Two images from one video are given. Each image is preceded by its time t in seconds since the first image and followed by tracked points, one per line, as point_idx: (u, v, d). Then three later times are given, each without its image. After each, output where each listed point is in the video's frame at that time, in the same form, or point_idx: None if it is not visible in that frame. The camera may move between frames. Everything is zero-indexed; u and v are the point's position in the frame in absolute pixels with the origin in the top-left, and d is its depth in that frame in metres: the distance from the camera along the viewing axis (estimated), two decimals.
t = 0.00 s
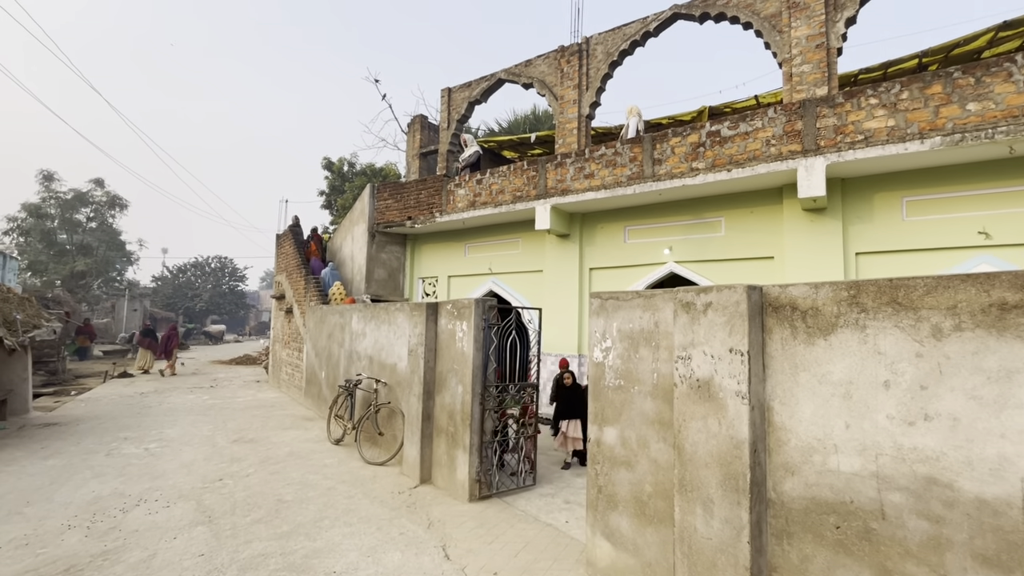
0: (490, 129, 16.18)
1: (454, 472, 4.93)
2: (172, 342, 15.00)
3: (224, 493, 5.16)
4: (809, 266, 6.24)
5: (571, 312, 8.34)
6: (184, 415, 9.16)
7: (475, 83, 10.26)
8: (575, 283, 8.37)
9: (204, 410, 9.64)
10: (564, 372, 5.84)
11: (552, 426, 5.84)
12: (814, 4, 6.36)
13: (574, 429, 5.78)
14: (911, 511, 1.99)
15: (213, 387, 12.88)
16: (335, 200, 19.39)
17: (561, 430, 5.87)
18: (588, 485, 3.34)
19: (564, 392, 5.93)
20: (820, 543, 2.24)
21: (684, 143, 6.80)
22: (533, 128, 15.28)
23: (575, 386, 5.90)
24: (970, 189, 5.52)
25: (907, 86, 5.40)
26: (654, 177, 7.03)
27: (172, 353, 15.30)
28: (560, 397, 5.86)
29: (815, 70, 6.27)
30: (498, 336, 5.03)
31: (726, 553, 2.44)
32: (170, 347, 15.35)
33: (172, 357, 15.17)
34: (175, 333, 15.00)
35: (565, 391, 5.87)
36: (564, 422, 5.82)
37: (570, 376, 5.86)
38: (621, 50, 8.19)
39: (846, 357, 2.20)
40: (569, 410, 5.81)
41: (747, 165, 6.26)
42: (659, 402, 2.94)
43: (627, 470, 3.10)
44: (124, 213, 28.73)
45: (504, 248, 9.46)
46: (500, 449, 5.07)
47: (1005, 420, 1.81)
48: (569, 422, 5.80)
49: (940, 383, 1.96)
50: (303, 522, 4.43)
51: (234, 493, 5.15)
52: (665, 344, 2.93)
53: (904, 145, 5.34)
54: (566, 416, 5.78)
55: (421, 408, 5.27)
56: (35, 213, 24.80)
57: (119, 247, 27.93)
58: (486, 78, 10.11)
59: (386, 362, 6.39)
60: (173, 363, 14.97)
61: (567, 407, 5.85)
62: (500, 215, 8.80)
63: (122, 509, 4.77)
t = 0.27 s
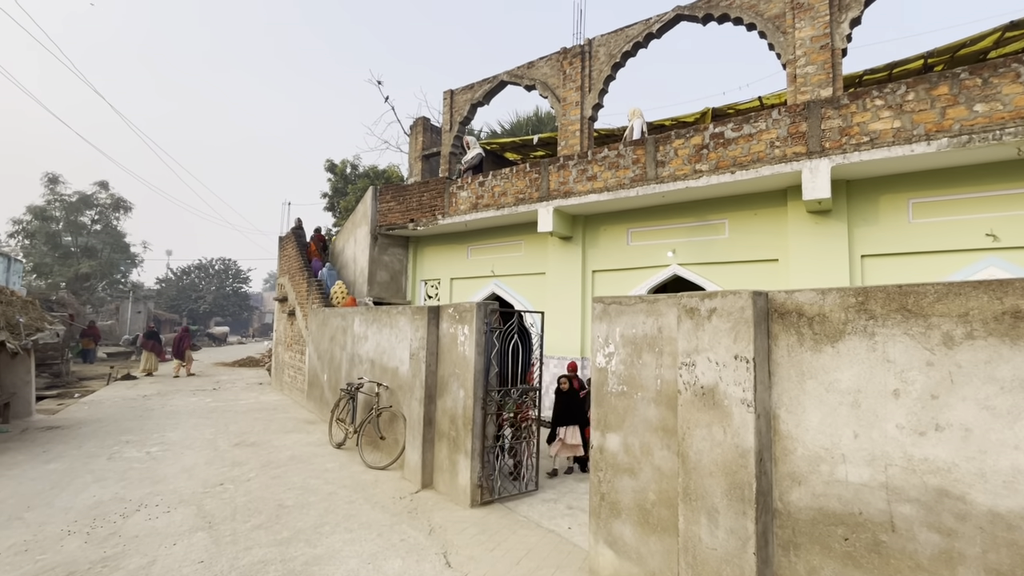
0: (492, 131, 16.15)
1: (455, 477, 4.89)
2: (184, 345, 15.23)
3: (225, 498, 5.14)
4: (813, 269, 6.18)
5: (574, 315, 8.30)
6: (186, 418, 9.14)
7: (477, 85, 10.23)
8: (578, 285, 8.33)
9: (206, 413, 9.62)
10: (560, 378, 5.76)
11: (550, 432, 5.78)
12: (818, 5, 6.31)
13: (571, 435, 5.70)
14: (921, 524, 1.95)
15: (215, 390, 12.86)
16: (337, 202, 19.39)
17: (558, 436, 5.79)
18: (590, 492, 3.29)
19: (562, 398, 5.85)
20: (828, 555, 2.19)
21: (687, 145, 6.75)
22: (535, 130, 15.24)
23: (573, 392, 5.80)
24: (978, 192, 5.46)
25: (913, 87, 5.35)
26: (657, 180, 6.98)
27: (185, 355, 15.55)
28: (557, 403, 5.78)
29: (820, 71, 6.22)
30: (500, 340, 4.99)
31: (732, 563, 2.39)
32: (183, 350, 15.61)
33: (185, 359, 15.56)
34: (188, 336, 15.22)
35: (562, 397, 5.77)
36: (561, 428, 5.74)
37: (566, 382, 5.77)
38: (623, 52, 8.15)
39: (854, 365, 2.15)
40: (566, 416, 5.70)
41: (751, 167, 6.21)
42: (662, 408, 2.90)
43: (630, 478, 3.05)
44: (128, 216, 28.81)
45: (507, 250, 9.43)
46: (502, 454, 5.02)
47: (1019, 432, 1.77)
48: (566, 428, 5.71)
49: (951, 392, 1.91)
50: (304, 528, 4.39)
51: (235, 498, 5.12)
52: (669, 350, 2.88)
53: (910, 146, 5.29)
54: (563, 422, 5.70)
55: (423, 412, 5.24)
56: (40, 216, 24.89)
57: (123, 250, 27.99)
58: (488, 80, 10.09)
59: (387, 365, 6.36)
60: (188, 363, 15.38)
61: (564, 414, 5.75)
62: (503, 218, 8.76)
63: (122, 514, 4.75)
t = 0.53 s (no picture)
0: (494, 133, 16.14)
1: (457, 481, 4.87)
2: (196, 346, 15.48)
3: (226, 502, 5.12)
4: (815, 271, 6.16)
5: (575, 317, 8.27)
6: (188, 420, 9.14)
7: (478, 87, 10.22)
8: (579, 287, 8.31)
9: (208, 415, 9.61)
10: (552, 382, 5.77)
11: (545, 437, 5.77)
12: (820, 6, 6.28)
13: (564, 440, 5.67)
14: (928, 533, 1.93)
15: (217, 392, 12.86)
16: (339, 204, 19.39)
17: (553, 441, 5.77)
18: (592, 497, 3.26)
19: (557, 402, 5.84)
20: (833, 563, 2.16)
21: (689, 146, 6.73)
22: (536, 131, 15.23)
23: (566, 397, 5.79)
24: (982, 193, 5.43)
25: (915, 88, 5.32)
26: (658, 181, 6.97)
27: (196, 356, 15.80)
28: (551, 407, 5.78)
29: (822, 72, 6.20)
30: (501, 343, 4.97)
31: (735, 571, 2.37)
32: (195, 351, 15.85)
33: (196, 360, 15.88)
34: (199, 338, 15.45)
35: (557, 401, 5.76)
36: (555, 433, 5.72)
37: (558, 386, 5.78)
38: (625, 53, 8.14)
39: (859, 371, 2.13)
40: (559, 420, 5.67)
41: (753, 169, 6.19)
42: (665, 413, 2.88)
43: (633, 483, 3.03)
44: (130, 217, 28.85)
45: (508, 252, 9.42)
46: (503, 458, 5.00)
47: None
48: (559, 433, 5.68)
49: (958, 399, 1.89)
50: (304, 532, 4.38)
51: (235, 502, 5.10)
52: (672, 355, 2.86)
53: (913, 148, 5.26)
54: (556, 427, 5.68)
55: (424, 415, 5.22)
56: (42, 218, 24.96)
57: (125, 251, 28.02)
58: (489, 82, 10.08)
59: (388, 368, 6.34)
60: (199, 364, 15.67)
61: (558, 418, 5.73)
62: (504, 220, 8.75)
63: (122, 518, 4.73)
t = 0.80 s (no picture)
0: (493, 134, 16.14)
1: (458, 483, 4.86)
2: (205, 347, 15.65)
3: (227, 504, 5.11)
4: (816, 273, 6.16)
5: (576, 319, 8.27)
6: (187, 422, 9.12)
7: (479, 89, 10.22)
8: (580, 289, 8.31)
9: (208, 417, 9.60)
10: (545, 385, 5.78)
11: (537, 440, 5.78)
12: (821, 8, 6.29)
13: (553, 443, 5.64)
14: (934, 537, 1.93)
15: (216, 393, 12.85)
16: (338, 205, 19.39)
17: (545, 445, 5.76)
18: (596, 500, 3.26)
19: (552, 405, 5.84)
20: (839, 567, 2.16)
21: (690, 149, 6.73)
22: (536, 133, 15.24)
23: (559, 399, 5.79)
24: (983, 196, 5.44)
25: (917, 91, 5.33)
26: (659, 183, 6.97)
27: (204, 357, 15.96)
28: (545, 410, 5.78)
29: (823, 75, 6.20)
30: (503, 345, 4.97)
31: None
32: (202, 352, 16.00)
33: (205, 360, 16.15)
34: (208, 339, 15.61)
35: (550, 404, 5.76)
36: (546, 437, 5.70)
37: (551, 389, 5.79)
38: (625, 55, 8.14)
39: (864, 375, 2.13)
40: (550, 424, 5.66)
41: (754, 171, 6.20)
42: (669, 417, 2.88)
43: (636, 486, 3.03)
44: (129, 218, 28.84)
45: (508, 254, 9.42)
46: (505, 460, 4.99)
47: None
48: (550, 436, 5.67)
49: (964, 404, 1.90)
50: (306, 535, 4.37)
51: (236, 505, 5.09)
52: (675, 358, 2.86)
53: (915, 151, 5.27)
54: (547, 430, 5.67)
55: (426, 417, 5.21)
56: (41, 218, 24.96)
57: (124, 252, 28.00)
58: (489, 83, 10.08)
59: (389, 370, 6.34)
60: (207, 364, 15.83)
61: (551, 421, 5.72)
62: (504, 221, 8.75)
63: (123, 521, 4.72)
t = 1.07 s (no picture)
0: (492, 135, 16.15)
1: (458, 485, 4.86)
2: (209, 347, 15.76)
3: (226, 506, 5.10)
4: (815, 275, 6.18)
5: (575, 320, 8.27)
6: (185, 423, 9.10)
7: (478, 90, 10.23)
8: (579, 290, 8.33)
9: (206, 418, 9.57)
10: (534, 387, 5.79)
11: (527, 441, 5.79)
12: (820, 12, 6.32)
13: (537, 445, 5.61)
14: (936, 541, 1.94)
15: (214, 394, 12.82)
16: (336, 205, 19.38)
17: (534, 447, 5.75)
18: (597, 502, 3.26)
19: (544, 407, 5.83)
20: (840, 570, 2.17)
21: (689, 151, 6.75)
22: (535, 134, 15.26)
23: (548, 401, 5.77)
24: (981, 200, 5.47)
25: (915, 94, 5.36)
26: (659, 185, 6.99)
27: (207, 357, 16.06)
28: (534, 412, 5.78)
29: (822, 78, 6.23)
30: (503, 347, 4.97)
31: None
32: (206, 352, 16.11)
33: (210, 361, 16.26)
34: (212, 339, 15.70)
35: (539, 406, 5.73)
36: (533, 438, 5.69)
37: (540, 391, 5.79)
38: (625, 57, 8.16)
39: (866, 379, 2.15)
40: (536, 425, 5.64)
41: (753, 173, 6.22)
42: (670, 419, 2.89)
43: (637, 489, 3.04)
44: (126, 218, 28.77)
45: (507, 255, 9.43)
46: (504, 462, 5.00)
47: None
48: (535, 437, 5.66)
49: (966, 409, 1.91)
50: (306, 537, 4.37)
51: (235, 506, 5.08)
52: (677, 361, 2.87)
53: (913, 154, 5.30)
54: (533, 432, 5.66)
55: (426, 419, 5.21)
56: (38, 218, 24.91)
57: (121, 252, 27.93)
58: (488, 85, 10.09)
59: (389, 371, 6.34)
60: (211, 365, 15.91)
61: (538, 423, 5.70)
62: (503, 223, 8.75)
63: (122, 522, 4.71)
